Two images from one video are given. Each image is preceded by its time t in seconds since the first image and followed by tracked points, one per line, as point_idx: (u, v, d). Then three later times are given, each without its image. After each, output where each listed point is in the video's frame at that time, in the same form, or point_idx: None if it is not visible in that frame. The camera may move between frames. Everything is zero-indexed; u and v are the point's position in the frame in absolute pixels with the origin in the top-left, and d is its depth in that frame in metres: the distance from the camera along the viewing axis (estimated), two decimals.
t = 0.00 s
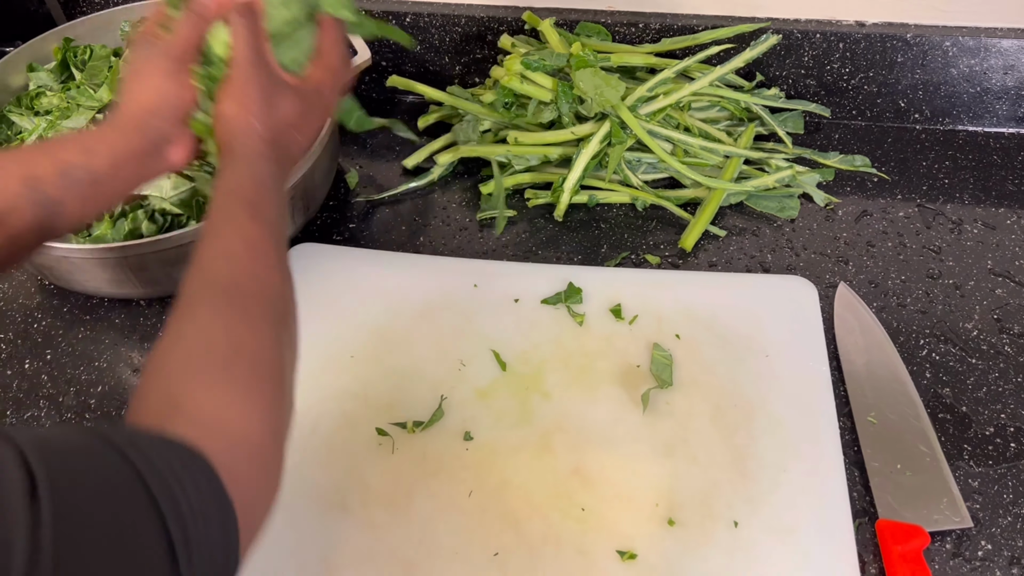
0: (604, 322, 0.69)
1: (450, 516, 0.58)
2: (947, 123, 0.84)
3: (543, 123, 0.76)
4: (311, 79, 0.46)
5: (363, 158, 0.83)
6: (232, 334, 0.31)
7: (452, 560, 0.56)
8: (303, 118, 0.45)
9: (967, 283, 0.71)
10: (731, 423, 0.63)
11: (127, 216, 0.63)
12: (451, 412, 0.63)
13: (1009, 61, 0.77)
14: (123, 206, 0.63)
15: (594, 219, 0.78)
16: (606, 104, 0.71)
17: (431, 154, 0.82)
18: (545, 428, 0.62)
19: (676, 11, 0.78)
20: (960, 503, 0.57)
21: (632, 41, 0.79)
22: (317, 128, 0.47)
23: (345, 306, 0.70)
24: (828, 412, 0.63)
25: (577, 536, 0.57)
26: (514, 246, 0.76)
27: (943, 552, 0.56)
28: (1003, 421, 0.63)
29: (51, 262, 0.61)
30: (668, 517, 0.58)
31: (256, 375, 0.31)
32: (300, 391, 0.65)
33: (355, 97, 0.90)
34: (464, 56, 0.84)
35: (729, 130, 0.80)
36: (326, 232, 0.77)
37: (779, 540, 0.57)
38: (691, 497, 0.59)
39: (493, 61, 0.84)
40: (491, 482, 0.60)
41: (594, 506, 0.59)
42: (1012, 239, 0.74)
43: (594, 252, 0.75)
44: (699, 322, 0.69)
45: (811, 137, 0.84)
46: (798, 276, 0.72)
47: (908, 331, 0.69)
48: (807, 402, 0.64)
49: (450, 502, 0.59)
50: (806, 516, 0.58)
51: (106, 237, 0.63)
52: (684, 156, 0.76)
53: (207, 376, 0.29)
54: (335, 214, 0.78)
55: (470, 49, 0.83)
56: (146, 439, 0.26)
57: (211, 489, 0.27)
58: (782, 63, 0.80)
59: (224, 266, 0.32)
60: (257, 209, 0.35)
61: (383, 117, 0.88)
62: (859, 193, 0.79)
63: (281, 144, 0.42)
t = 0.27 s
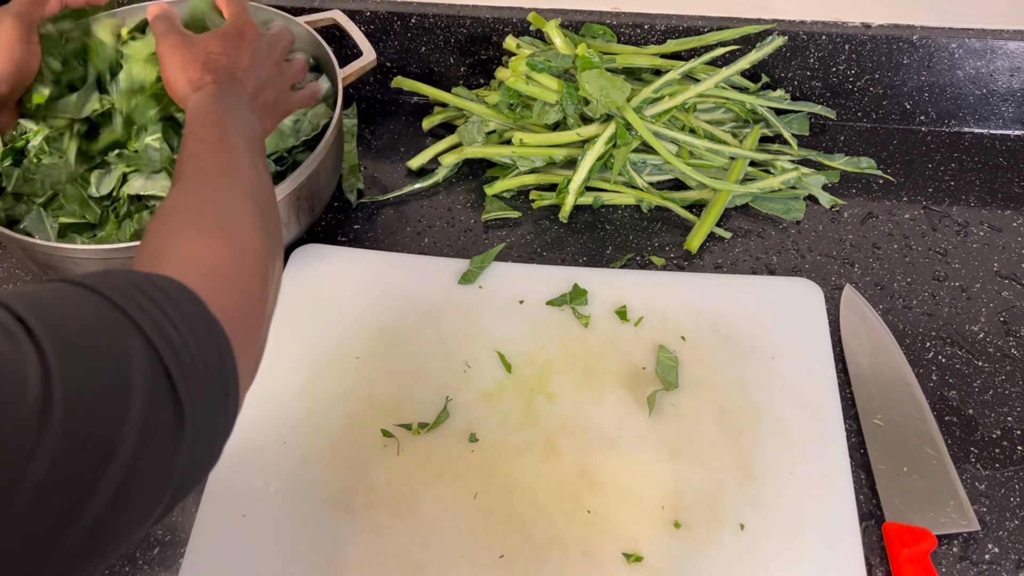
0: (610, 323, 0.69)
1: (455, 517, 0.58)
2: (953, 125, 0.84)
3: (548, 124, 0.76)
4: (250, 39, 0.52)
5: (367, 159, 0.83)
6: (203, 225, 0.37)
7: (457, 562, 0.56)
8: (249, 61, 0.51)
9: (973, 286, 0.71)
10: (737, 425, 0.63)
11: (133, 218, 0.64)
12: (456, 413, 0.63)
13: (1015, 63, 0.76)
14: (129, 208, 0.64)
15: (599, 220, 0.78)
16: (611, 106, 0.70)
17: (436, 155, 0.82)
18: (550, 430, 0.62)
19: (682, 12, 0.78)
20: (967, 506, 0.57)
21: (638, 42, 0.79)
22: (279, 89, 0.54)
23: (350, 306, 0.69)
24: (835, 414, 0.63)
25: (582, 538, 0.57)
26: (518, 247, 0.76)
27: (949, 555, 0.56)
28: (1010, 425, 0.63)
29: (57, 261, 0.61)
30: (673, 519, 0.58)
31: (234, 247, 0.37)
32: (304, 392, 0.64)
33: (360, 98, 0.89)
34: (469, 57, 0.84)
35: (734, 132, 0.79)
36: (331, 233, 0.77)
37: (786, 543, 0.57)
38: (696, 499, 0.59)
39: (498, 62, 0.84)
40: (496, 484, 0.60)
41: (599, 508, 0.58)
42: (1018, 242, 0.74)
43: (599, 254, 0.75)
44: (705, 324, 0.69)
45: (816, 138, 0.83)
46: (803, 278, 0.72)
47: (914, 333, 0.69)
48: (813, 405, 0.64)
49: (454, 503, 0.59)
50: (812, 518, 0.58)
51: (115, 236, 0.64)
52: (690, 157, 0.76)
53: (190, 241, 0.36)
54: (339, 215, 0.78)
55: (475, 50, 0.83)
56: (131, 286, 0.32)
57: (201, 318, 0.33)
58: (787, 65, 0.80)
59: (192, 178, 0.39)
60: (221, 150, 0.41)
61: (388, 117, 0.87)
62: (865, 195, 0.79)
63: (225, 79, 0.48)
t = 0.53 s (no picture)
0: (612, 325, 0.69)
1: (457, 520, 0.58)
2: (955, 127, 0.83)
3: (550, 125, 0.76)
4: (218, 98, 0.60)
5: (369, 161, 0.83)
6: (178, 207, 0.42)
7: (458, 564, 0.56)
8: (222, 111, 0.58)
9: (975, 288, 0.71)
10: (739, 427, 0.63)
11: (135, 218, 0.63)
12: (458, 415, 0.63)
13: (1017, 65, 0.76)
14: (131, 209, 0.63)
15: (601, 222, 0.78)
16: (613, 107, 0.70)
17: (437, 157, 0.82)
18: (552, 432, 0.62)
19: (684, 14, 0.78)
20: (969, 509, 0.57)
21: (639, 44, 0.79)
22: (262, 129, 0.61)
23: (352, 309, 0.69)
24: (838, 417, 0.63)
25: (583, 540, 0.57)
26: (520, 248, 0.76)
27: (952, 558, 0.56)
28: (1012, 427, 0.63)
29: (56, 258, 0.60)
30: (675, 521, 0.58)
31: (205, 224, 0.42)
32: (306, 394, 0.64)
33: (362, 100, 0.90)
34: (471, 59, 0.84)
35: (736, 134, 0.79)
36: (333, 235, 0.77)
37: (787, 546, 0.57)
38: (698, 502, 0.59)
39: (500, 63, 0.84)
40: (498, 486, 0.60)
41: (601, 510, 0.58)
42: (1021, 244, 0.74)
43: (600, 256, 0.75)
44: (707, 325, 0.69)
45: (818, 140, 0.83)
46: (806, 281, 0.72)
47: (916, 336, 0.68)
48: (816, 407, 0.64)
49: (456, 505, 0.59)
50: (814, 521, 0.58)
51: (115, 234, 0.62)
52: (691, 159, 0.76)
53: (163, 220, 0.40)
54: (341, 216, 0.78)
55: (477, 52, 0.83)
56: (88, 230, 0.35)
57: (164, 269, 0.36)
58: (789, 67, 0.80)
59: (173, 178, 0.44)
60: (199, 161, 0.47)
61: (390, 119, 0.88)
62: (867, 197, 0.79)
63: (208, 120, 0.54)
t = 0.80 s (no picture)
0: (615, 326, 0.69)
1: (460, 522, 0.58)
2: (957, 128, 0.83)
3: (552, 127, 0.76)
4: (169, 105, 0.46)
5: (371, 162, 0.83)
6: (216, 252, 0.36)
7: (462, 567, 0.56)
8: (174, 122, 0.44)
9: (978, 289, 0.71)
10: (742, 429, 0.62)
11: (127, 224, 0.63)
12: (461, 417, 0.63)
13: (1020, 66, 0.76)
14: (123, 214, 0.63)
15: (603, 223, 0.78)
16: (615, 109, 0.70)
17: (439, 158, 0.82)
18: (555, 434, 0.62)
19: (686, 15, 0.78)
20: (973, 511, 0.57)
21: (641, 46, 0.79)
22: (213, 125, 0.45)
23: (354, 310, 0.69)
24: (842, 418, 0.63)
25: (587, 543, 0.57)
26: (522, 250, 0.76)
27: (956, 560, 0.56)
28: (1016, 428, 0.62)
29: (51, 264, 0.60)
30: (678, 523, 0.58)
31: (248, 281, 0.36)
32: (309, 396, 0.64)
33: (363, 101, 0.89)
34: (473, 60, 0.84)
35: (738, 135, 0.79)
36: (334, 236, 0.77)
37: (790, 548, 0.57)
38: (702, 504, 0.59)
39: (501, 65, 0.84)
40: (501, 488, 0.59)
41: (605, 512, 0.58)
42: None
43: (602, 257, 0.75)
44: (710, 327, 0.69)
45: (820, 141, 0.83)
46: (809, 282, 0.72)
47: (919, 337, 0.68)
48: (820, 409, 0.63)
49: (459, 508, 0.58)
50: (819, 523, 0.58)
51: (107, 241, 0.63)
52: (694, 160, 0.76)
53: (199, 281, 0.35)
54: (343, 218, 0.78)
55: (479, 53, 0.83)
56: (130, 331, 0.31)
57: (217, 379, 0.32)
58: (791, 68, 0.80)
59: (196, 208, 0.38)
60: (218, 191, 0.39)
61: (391, 121, 0.87)
62: (869, 198, 0.79)
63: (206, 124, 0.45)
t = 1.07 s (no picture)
0: (613, 327, 0.69)
1: (459, 523, 0.58)
2: (954, 128, 0.84)
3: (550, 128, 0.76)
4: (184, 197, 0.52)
5: (369, 164, 0.83)
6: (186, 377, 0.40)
7: (461, 569, 0.56)
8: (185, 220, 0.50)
9: (976, 289, 0.71)
10: (740, 430, 0.63)
11: (123, 227, 0.63)
12: (460, 419, 0.63)
13: (1016, 66, 0.76)
14: (119, 217, 0.63)
15: (601, 225, 0.78)
16: (613, 110, 0.70)
17: (438, 160, 0.82)
18: (554, 435, 0.62)
19: (683, 17, 0.78)
20: (971, 510, 0.57)
21: (639, 47, 0.79)
22: (211, 228, 0.50)
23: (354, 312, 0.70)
24: (840, 418, 0.63)
25: (586, 544, 0.57)
26: (520, 251, 0.76)
27: (954, 559, 0.56)
28: (1013, 427, 0.63)
29: (46, 267, 0.61)
30: (677, 524, 0.58)
31: (210, 397, 0.40)
32: (309, 398, 0.64)
33: (362, 103, 0.90)
34: (471, 62, 0.84)
35: (736, 136, 0.80)
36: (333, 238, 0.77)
37: (789, 548, 0.57)
38: (701, 504, 0.59)
39: (499, 66, 0.84)
40: (500, 489, 0.60)
41: (604, 513, 0.58)
42: (1021, 244, 0.74)
43: (601, 258, 0.75)
44: (708, 328, 0.69)
45: (818, 142, 0.84)
46: (807, 282, 0.72)
47: (917, 336, 0.69)
48: (818, 409, 0.64)
49: (458, 509, 0.59)
50: (817, 523, 0.58)
51: (102, 244, 0.63)
52: (692, 161, 0.76)
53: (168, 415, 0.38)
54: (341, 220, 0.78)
55: (477, 55, 0.83)
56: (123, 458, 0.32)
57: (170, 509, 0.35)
58: (789, 68, 0.80)
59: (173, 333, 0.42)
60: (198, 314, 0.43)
61: (390, 123, 0.88)
62: (867, 199, 0.79)
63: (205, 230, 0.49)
